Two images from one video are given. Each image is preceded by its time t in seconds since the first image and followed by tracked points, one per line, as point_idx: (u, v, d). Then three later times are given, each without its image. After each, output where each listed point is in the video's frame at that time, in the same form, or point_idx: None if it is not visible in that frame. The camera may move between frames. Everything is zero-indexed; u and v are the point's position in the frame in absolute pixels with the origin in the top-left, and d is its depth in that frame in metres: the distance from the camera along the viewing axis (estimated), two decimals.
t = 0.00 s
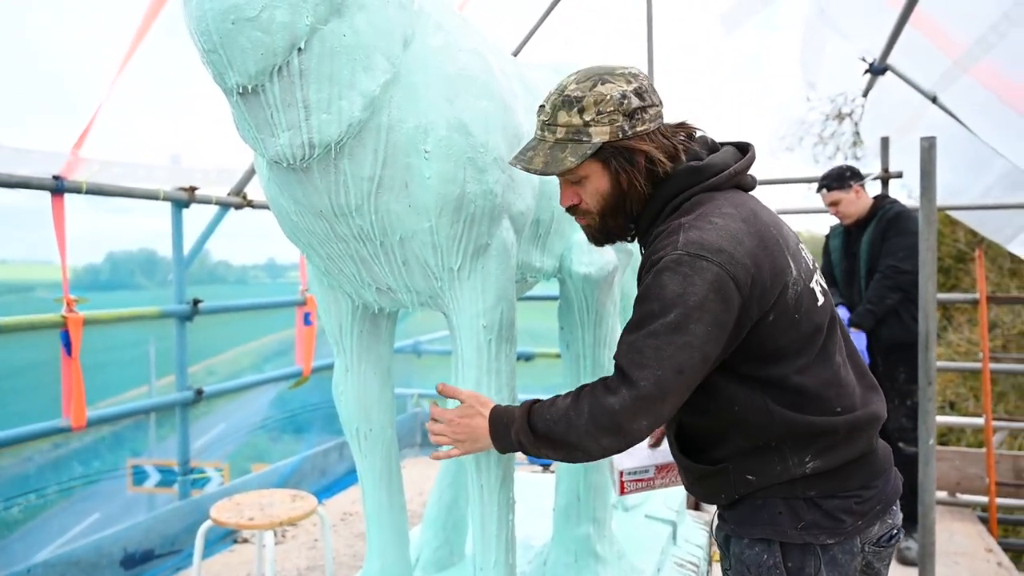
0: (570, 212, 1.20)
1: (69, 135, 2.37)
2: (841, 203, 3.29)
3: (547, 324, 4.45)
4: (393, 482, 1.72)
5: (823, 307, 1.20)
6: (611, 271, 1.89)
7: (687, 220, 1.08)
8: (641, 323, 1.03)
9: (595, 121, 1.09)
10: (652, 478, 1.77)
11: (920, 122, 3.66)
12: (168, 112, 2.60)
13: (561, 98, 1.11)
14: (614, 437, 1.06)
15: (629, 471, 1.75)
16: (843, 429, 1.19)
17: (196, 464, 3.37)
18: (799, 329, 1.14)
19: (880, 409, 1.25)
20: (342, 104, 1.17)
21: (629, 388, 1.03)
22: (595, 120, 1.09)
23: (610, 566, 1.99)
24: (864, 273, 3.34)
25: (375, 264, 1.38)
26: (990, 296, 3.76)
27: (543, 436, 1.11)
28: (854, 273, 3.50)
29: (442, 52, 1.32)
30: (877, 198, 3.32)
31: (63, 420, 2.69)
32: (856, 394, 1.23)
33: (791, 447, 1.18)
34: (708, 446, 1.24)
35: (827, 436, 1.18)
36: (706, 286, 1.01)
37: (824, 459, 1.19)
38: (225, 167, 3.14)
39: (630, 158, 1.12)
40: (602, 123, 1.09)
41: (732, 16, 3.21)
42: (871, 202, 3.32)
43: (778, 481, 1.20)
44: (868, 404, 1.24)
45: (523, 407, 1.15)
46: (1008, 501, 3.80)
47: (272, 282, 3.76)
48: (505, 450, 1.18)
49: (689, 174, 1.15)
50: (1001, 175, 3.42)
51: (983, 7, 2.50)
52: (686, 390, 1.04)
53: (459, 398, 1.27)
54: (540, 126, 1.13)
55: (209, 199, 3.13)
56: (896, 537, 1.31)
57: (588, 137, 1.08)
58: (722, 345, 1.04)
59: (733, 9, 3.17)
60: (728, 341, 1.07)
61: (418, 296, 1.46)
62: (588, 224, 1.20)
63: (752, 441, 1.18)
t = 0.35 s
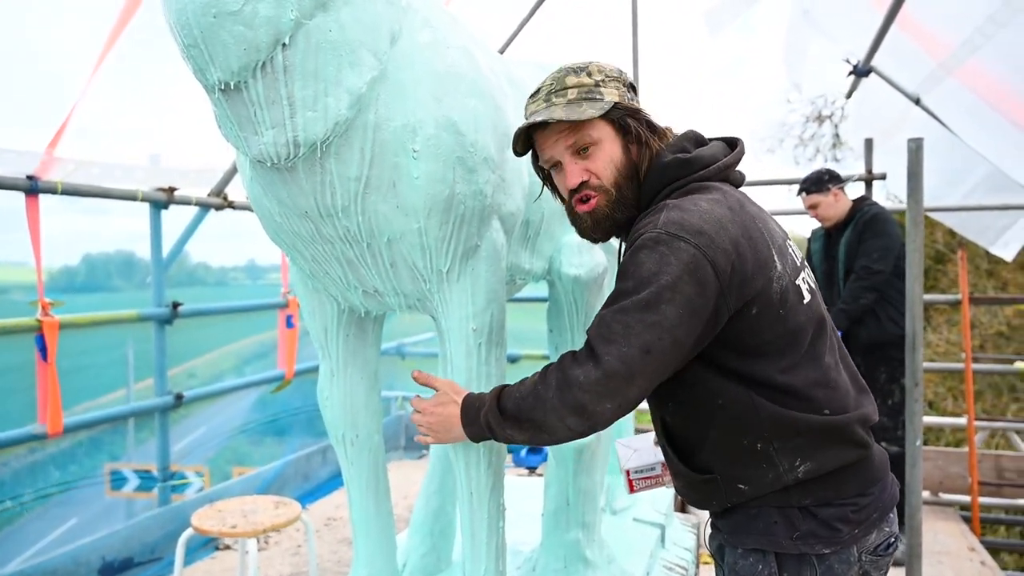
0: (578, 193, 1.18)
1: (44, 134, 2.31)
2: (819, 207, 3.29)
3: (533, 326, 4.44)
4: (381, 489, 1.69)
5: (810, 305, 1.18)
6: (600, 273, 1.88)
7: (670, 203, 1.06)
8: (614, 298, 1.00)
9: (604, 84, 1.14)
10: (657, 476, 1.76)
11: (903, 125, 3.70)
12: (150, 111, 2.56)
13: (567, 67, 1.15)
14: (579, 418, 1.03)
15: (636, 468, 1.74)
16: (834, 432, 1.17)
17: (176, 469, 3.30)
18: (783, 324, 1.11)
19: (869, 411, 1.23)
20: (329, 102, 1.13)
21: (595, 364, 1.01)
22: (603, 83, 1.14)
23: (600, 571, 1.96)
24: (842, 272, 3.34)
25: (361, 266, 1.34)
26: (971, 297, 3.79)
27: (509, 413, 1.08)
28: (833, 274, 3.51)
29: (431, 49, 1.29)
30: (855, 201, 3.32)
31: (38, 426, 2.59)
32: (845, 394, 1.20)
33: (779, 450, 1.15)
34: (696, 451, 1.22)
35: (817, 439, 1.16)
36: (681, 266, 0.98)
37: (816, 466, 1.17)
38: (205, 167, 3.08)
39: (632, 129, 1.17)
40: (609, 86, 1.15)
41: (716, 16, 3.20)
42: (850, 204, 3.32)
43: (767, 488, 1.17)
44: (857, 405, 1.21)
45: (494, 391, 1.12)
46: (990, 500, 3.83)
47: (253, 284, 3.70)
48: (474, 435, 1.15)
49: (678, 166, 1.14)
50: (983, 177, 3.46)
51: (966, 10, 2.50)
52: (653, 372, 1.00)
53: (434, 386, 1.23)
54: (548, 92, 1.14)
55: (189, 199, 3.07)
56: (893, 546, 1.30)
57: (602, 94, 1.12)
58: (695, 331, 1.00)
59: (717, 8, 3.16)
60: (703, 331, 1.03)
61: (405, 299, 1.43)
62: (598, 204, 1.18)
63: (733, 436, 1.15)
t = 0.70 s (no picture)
0: (576, 193, 1.15)
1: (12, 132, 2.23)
2: (802, 206, 3.32)
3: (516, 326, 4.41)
4: (365, 494, 1.65)
5: (806, 304, 1.16)
6: (587, 273, 1.85)
7: (661, 214, 1.03)
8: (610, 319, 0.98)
9: (598, 84, 1.13)
10: (643, 489, 1.70)
11: (883, 125, 3.73)
12: (119, 106, 2.50)
13: (561, 65, 1.12)
14: (584, 435, 1.01)
15: (622, 482, 1.67)
16: (833, 435, 1.15)
17: (152, 472, 3.23)
18: (780, 329, 1.09)
19: (864, 410, 1.21)
20: (310, 96, 1.09)
21: (597, 384, 0.99)
22: (598, 82, 1.13)
23: None
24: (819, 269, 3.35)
25: (344, 267, 1.30)
26: (950, 295, 3.83)
27: (511, 434, 1.06)
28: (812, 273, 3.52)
29: (416, 42, 1.25)
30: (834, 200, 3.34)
31: (8, 432, 2.52)
32: (841, 395, 1.19)
33: (776, 455, 1.14)
34: (692, 457, 1.20)
35: (814, 443, 1.14)
36: (678, 282, 0.95)
37: (812, 470, 1.15)
38: (180, 166, 3.02)
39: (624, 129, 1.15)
40: (603, 85, 1.14)
41: (699, 14, 3.20)
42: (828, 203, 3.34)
43: (763, 492, 1.16)
44: (854, 407, 1.20)
45: (494, 408, 1.10)
46: (968, 496, 3.88)
47: (230, 285, 3.63)
48: (476, 451, 1.13)
49: (664, 172, 1.11)
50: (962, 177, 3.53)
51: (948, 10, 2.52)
52: (656, 386, 0.99)
53: (431, 402, 1.22)
54: (542, 89, 1.10)
55: (165, 198, 2.99)
56: (890, 549, 1.29)
57: (598, 92, 1.11)
58: (695, 344, 0.99)
59: (699, 7, 3.16)
60: (702, 340, 1.01)
61: (390, 300, 1.39)
62: (596, 205, 1.15)
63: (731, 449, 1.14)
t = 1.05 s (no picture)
0: (576, 192, 1.13)
1: None
2: (795, 204, 3.32)
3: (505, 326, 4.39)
4: (357, 497, 1.62)
5: (811, 301, 1.14)
6: (582, 273, 1.82)
7: (664, 211, 1.01)
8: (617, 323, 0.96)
9: (595, 79, 1.10)
10: (637, 494, 1.69)
11: (868, 123, 3.75)
12: (97, 103, 2.45)
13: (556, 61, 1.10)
14: (592, 443, 0.99)
15: (614, 489, 1.66)
16: (837, 434, 1.13)
17: (133, 473, 3.17)
18: (785, 330, 1.08)
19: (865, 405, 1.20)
20: (301, 90, 1.06)
21: (605, 389, 0.96)
22: (594, 78, 1.10)
23: None
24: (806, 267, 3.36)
25: (335, 265, 1.27)
26: (934, 293, 3.86)
27: (516, 441, 1.04)
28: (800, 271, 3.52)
29: (409, 34, 1.22)
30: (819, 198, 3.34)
31: None
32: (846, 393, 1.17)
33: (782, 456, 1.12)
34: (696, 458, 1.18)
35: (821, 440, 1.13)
36: (684, 280, 0.93)
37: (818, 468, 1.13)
38: (162, 163, 2.97)
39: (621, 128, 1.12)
40: (600, 81, 1.11)
41: (686, 13, 3.20)
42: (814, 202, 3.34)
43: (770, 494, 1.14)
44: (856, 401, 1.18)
45: (494, 415, 1.08)
46: (954, 492, 3.90)
47: (213, 285, 3.59)
48: (474, 459, 1.11)
49: (665, 167, 1.09)
50: (947, 176, 3.58)
51: (934, 12, 2.51)
52: (665, 388, 0.96)
53: (429, 411, 1.20)
54: (538, 87, 1.08)
55: (147, 198, 2.92)
56: (892, 548, 1.28)
57: (596, 89, 1.08)
58: (702, 342, 0.97)
59: (687, 6, 3.16)
60: (709, 339, 0.99)
61: (382, 300, 1.36)
62: (597, 203, 1.13)
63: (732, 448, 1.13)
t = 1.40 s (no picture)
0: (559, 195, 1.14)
1: None
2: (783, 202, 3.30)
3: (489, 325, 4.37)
4: (342, 501, 1.59)
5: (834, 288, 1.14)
6: (571, 272, 1.80)
7: (716, 196, 1.00)
8: (745, 329, 0.90)
9: (585, 88, 1.04)
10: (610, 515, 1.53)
11: (850, 123, 3.77)
12: (70, 98, 2.40)
13: (548, 66, 1.06)
14: (789, 465, 0.91)
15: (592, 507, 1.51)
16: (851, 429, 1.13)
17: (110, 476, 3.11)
18: (833, 308, 1.08)
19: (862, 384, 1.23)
20: (286, 84, 1.03)
21: (775, 398, 0.90)
22: (584, 86, 1.05)
23: None
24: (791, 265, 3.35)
25: (321, 264, 1.24)
26: (916, 291, 3.90)
27: (700, 504, 0.94)
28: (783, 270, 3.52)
29: (398, 28, 1.19)
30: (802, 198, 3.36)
31: None
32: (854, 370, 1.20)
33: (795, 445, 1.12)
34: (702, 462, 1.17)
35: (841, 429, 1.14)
36: (780, 251, 0.92)
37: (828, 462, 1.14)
38: (141, 160, 2.91)
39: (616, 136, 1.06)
40: (594, 87, 1.05)
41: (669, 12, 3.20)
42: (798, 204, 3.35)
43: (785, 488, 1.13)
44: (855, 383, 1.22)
45: (662, 485, 0.98)
46: (935, 488, 3.95)
47: (192, 284, 3.54)
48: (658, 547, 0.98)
49: (700, 150, 1.07)
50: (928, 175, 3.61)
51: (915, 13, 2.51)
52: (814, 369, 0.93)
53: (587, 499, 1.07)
54: (528, 95, 1.10)
55: (123, 195, 2.86)
56: (890, 549, 1.27)
57: (577, 104, 1.04)
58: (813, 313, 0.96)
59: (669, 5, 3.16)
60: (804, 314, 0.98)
61: (368, 300, 1.33)
62: (577, 208, 1.13)
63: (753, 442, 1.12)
